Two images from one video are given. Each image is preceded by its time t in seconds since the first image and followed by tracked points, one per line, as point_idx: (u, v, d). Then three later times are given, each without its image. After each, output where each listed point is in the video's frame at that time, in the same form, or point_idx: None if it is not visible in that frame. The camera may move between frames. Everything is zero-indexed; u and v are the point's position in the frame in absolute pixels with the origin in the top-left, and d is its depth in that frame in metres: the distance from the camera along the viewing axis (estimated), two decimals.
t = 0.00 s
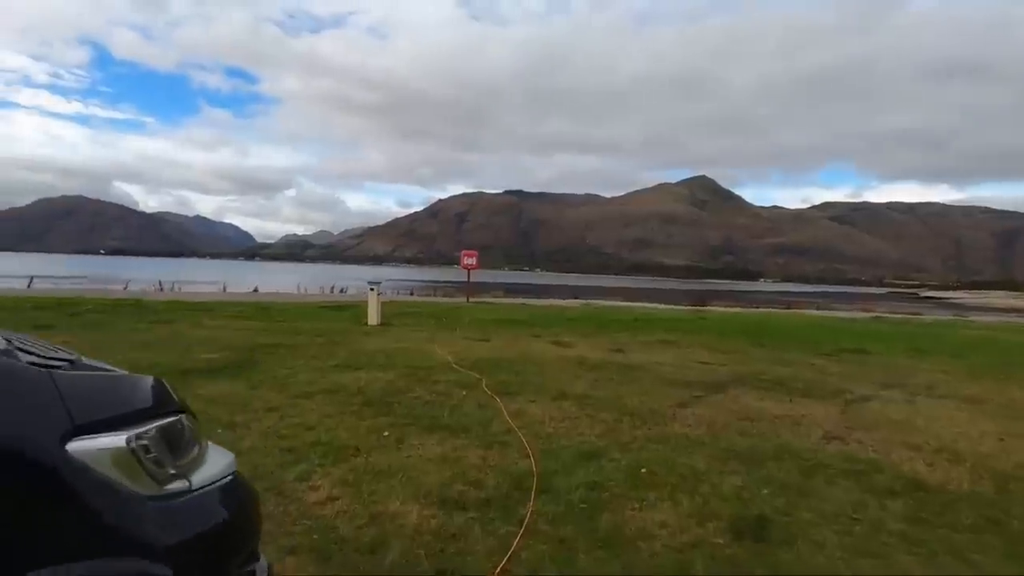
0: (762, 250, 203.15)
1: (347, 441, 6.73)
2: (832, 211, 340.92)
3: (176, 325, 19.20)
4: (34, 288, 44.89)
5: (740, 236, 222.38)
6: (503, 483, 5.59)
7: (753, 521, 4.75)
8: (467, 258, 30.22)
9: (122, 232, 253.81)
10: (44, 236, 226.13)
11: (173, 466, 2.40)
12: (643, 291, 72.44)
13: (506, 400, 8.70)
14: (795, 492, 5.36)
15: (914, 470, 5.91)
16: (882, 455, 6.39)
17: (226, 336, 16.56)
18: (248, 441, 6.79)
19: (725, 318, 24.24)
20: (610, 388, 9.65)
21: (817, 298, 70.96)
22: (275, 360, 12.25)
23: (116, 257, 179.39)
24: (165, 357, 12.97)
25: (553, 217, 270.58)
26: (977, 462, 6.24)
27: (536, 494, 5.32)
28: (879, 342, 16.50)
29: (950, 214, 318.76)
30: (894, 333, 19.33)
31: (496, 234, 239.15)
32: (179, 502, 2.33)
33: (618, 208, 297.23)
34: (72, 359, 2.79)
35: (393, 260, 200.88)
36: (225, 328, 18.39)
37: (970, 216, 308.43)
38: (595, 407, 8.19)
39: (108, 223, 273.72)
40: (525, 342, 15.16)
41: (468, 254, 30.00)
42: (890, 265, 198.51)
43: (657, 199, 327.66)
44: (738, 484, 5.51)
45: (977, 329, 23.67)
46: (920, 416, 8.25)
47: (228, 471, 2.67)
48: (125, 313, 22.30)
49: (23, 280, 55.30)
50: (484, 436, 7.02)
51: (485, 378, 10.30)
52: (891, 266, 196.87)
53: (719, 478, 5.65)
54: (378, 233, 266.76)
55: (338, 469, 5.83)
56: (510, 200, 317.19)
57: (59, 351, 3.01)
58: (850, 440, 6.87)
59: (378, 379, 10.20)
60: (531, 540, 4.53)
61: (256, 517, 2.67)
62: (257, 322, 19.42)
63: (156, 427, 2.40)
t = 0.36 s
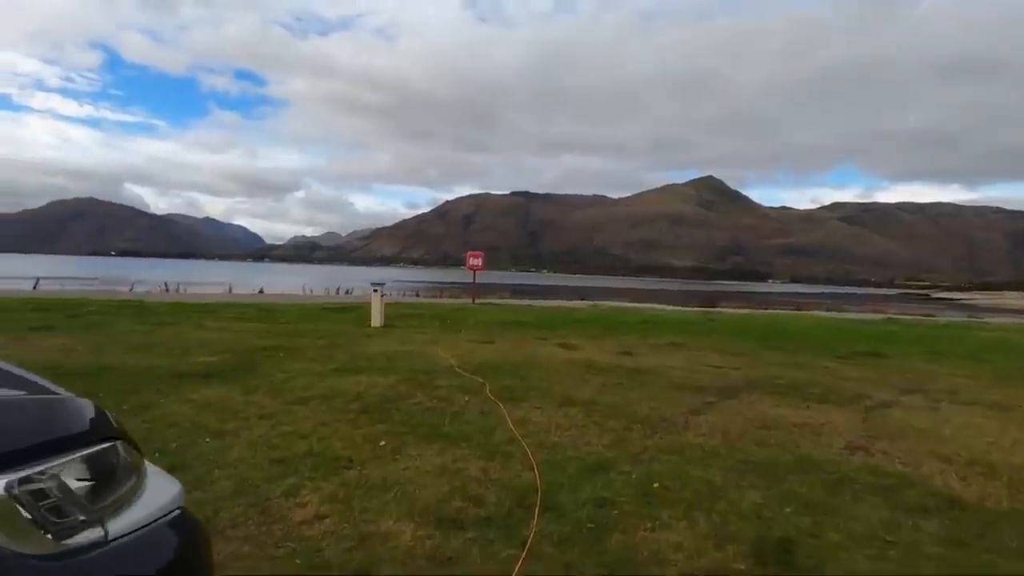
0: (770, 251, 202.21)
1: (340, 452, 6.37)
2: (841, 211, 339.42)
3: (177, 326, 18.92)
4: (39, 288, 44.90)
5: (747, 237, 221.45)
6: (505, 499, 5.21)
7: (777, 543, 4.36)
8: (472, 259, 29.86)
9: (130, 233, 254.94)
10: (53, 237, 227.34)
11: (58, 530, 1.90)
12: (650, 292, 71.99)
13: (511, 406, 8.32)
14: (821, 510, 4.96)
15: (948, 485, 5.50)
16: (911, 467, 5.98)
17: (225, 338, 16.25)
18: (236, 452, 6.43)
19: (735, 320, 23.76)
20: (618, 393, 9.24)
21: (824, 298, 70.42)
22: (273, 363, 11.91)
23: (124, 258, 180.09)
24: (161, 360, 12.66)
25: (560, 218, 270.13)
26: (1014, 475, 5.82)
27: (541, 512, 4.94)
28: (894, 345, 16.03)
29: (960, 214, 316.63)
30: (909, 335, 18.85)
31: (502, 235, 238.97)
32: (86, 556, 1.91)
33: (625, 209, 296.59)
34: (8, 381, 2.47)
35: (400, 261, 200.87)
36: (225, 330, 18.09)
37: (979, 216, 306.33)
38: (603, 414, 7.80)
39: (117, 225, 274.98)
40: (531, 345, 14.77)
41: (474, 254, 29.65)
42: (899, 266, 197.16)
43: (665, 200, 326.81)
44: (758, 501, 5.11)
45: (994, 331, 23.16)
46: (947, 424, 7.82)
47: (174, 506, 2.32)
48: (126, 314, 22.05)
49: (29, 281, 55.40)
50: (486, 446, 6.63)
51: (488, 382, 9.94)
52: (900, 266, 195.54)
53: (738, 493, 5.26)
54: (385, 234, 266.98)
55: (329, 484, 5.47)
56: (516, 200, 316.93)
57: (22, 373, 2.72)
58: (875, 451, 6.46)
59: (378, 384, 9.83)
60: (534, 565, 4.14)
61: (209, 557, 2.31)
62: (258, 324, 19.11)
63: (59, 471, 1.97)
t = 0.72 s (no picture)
0: (781, 251, 200.94)
1: (338, 463, 6.04)
2: (853, 212, 336.84)
3: (182, 328, 18.70)
4: (48, 289, 44.99)
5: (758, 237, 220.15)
6: (511, 517, 4.86)
7: (807, 569, 4.00)
8: (480, 260, 29.51)
9: (142, 235, 256.40)
10: (66, 239, 228.93)
11: None
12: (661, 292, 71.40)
13: (517, 412, 7.98)
14: (854, 531, 4.57)
15: (988, 502, 5.11)
16: (947, 481, 5.59)
17: (229, 340, 16.00)
18: (229, 463, 6.13)
19: (748, 321, 23.29)
20: (630, 399, 8.88)
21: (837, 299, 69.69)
22: (275, 367, 11.62)
23: (136, 260, 181.10)
24: (161, 363, 12.40)
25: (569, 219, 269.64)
26: None
27: (550, 531, 4.59)
28: (915, 348, 15.54)
29: (972, 214, 314.10)
30: (929, 337, 18.36)
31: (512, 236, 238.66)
32: None
33: (635, 210, 295.74)
34: None
35: (410, 262, 200.92)
36: (231, 332, 17.84)
37: (992, 216, 303.81)
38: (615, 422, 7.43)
39: (129, 227, 276.61)
40: (540, 348, 14.42)
41: (482, 254, 29.32)
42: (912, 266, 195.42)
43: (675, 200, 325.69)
44: (785, 519, 4.74)
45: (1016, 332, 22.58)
46: (978, 433, 7.40)
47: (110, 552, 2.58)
48: (131, 316, 21.86)
49: (40, 283, 55.59)
50: (491, 456, 6.29)
51: (495, 387, 9.58)
52: (913, 266, 193.81)
53: (762, 511, 4.89)
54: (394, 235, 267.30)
55: (324, 500, 5.15)
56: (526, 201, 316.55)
57: None
58: (906, 462, 6.05)
59: (381, 389, 9.51)
60: None
61: None
62: (263, 326, 18.84)
63: None
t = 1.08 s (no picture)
0: (791, 250, 199.72)
1: (331, 475, 5.74)
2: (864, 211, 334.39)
3: (184, 329, 18.48)
4: (55, 288, 44.87)
5: (768, 236, 218.96)
6: (514, 535, 4.54)
7: None
8: (487, 259, 29.18)
9: (151, 234, 257.45)
10: (76, 239, 230.10)
11: None
12: (670, 292, 70.90)
13: (523, 419, 7.64)
14: (883, 553, 4.23)
15: None
16: (980, 497, 5.22)
17: (231, 341, 15.75)
18: (219, 474, 5.84)
19: (760, 322, 22.85)
20: (640, 405, 8.53)
21: (847, 299, 68.91)
22: (275, 369, 11.33)
23: (146, 259, 181.73)
24: (159, 366, 12.14)
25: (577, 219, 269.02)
26: None
27: (554, 552, 4.28)
28: (933, 350, 15.09)
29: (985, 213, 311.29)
30: (946, 338, 17.90)
31: (520, 235, 238.25)
32: None
33: (643, 209, 294.87)
34: None
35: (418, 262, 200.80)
36: (233, 332, 17.60)
37: (1006, 215, 300.77)
38: (624, 430, 7.08)
39: (139, 226, 277.75)
40: (547, 350, 14.08)
41: (489, 254, 29.00)
42: (923, 265, 193.78)
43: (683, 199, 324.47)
44: (807, 540, 4.40)
45: None
46: (1007, 443, 7.02)
47: None
48: (134, 316, 21.64)
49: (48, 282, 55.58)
50: (494, 467, 5.96)
51: (500, 391, 9.25)
52: (924, 266, 192.18)
53: (784, 529, 4.55)
54: (402, 234, 267.33)
55: (314, 516, 4.85)
56: (534, 201, 315.88)
57: None
58: (934, 475, 5.69)
59: (382, 394, 9.20)
60: None
61: None
62: (267, 326, 18.59)
63: None
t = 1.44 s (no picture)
0: (803, 249, 198.28)
1: (318, 479, 5.46)
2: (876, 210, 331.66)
3: (185, 327, 18.27)
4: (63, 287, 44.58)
5: (779, 235, 217.47)
6: (506, 547, 4.24)
7: None
8: (494, 257, 28.89)
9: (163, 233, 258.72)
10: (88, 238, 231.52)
11: None
12: (680, 292, 70.29)
13: (523, 420, 7.33)
14: (904, 569, 3.90)
15: None
16: (1008, 507, 4.87)
17: (231, 339, 15.50)
18: (201, 477, 5.57)
19: (771, 321, 22.44)
20: (645, 405, 8.24)
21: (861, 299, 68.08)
22: (273, 366, 11.09)
23: (158, 257, 182.62)
24: (156, 364, 11.91)
25: (587, 218, 268.16)
26: None
27: (548, 566, 3.98)
28: (949, 350, 14.66)
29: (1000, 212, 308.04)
30: (965, 338, 17.42)
31: (530, 233, 237.78)
32: None
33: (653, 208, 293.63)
34: None
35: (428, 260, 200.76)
36: (234, 330, 17.38)
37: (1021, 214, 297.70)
38: (627, 433, 6.76)
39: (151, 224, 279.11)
40: (551, 349, 13.76)
41: (496, 252, 28.70)
42: (937, 264, 191.85)
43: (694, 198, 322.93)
44: (822, 554, 4.07)
45: None
46: None
47: None
48: (138, 313, 21.48)
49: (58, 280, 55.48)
50: (490, 471, 5.65)
51: (501, 392, 8.93)
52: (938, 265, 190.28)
53: (796, 542, 4.23)
54: (412, 233, 267.35)
55: (294, 525, 4.58)
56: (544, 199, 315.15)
57: None
58: (957, 483, 5.34)
59: (381, 393, 8.90)
60: None
61: None
62: (270, 323, 18.36)
63: None
